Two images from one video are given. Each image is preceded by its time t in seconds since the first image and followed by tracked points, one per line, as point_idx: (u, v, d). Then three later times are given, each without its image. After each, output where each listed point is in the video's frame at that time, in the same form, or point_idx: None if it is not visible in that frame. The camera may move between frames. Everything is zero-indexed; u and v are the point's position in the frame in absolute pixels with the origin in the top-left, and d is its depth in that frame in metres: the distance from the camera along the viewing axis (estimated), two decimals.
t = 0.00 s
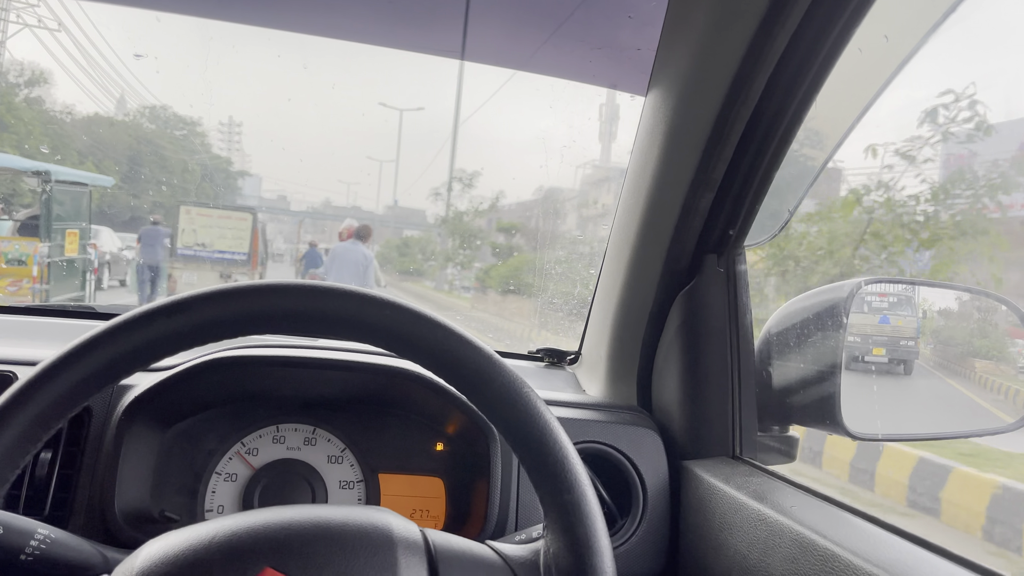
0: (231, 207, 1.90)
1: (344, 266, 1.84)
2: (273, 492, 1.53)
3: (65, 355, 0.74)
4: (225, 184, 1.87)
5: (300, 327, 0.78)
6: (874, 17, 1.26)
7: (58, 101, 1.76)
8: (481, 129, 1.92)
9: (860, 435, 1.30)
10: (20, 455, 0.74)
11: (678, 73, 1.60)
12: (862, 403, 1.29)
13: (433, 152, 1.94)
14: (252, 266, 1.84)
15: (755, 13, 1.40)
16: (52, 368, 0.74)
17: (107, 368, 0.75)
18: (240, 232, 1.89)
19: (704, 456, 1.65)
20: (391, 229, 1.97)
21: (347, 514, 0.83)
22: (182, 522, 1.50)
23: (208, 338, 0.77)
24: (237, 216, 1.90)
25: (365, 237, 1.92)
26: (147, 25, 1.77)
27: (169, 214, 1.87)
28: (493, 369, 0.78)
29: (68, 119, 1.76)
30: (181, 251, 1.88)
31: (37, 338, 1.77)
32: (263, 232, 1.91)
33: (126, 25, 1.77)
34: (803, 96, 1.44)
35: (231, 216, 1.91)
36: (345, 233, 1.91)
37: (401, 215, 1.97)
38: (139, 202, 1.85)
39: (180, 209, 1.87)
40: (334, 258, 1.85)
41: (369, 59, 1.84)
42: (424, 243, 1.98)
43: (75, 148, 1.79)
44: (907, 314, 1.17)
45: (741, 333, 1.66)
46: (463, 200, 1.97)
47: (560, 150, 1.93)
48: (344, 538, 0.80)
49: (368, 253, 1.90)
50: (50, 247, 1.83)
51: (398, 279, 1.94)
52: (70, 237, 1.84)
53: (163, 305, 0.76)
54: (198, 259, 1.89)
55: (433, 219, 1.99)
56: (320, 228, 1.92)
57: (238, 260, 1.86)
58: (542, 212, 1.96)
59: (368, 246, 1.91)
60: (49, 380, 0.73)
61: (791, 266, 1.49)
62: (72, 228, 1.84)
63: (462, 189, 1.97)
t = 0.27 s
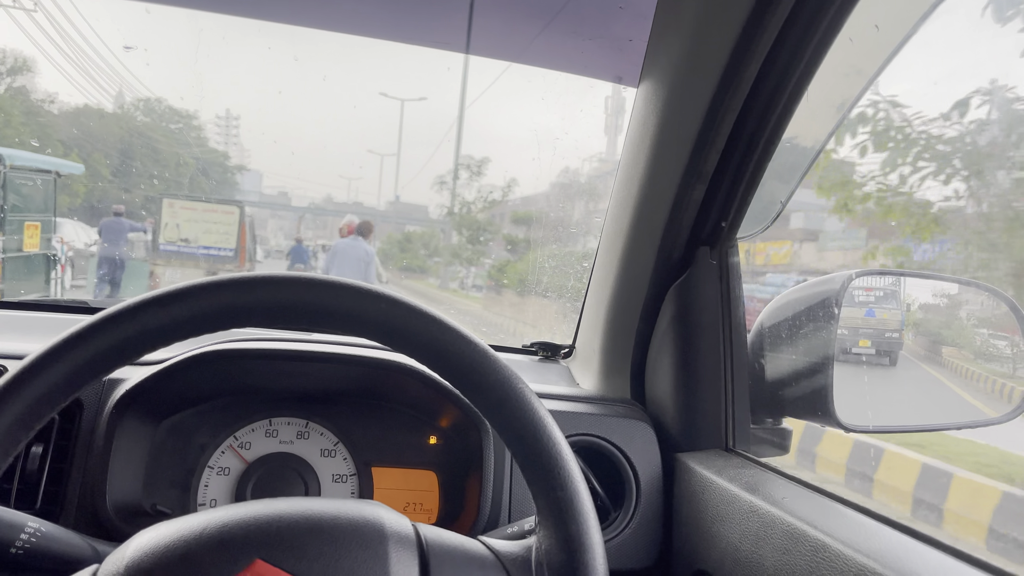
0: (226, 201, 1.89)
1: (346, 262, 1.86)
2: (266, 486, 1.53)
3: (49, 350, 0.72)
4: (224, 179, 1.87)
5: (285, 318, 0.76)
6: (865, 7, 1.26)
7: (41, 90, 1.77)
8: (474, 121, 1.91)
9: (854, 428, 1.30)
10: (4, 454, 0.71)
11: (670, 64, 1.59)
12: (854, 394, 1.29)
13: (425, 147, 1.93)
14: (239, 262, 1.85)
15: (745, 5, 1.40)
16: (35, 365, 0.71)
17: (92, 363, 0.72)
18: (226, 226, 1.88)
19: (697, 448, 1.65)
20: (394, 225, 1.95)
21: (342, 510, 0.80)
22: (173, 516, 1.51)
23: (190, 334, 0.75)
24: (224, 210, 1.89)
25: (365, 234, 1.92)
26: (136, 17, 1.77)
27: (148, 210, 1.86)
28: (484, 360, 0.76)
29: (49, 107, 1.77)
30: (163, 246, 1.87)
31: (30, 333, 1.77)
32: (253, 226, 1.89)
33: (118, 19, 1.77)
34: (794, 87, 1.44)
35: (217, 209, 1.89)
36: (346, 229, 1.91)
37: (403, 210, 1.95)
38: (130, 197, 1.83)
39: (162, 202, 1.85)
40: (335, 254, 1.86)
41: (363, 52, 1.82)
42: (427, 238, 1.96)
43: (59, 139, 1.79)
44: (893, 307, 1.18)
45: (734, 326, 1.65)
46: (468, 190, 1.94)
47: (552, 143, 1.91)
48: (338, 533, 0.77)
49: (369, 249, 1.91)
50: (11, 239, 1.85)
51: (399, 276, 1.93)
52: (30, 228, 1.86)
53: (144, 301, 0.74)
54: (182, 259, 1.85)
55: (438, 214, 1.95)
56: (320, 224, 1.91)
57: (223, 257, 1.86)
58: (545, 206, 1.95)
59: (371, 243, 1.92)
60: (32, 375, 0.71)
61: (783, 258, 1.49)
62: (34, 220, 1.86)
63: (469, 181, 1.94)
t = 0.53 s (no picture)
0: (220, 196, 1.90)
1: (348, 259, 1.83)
2: (263, 483, 1.53)
3: (40, 349, 0.71)
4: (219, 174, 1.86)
5: (276, 315, 0.76)
6: None
7: (20, 77, 1.80)
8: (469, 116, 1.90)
9: (851, 422, 1.30)
10: None
11: (665, 59, 1.58)
12: (850, 388, 1.29)
13: (420, 144, 1.92)
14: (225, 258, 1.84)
15: None
16: (25, 365, 0.70)
17: (83, 361, 0.72)
18: (211, 220, 1.89)
19: (694, 443, 1.65)
20: (394, 221, 1.95)
21: (339, 509, 0.80)
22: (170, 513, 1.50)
23: (181, 332, 0.75)
24: (208, 204, 1.89)
25: (365, 230, 1.92)
26: (128, 12, 1.75)
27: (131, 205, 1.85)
28: (480, 357, 0.75)
29: (28, 94, 1.79)
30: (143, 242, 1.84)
31: (25, 331, 1.77)
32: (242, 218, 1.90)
33: (110, 15, 1.76)
34: (789, 81, 1.43)
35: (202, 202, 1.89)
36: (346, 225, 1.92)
37: (403, 207, 1.95)
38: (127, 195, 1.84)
39: (140, 194, 1.84)
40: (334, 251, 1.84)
41: (356, 47, 1.81)
42: (429, 234, 1.96)
43: (40, 129, 1.80)
44: (882, 302, 1.20)
45: (730, 321, 1.65)
46: (476, 176, 1.94)
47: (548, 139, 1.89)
48: (335, 534, 0.77)
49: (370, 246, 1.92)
50: None
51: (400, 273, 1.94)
52: None
53: (133, 300, 0.73)
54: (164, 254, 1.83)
55: (439, 210, 1.95)
56: (320, 221, 1.93)
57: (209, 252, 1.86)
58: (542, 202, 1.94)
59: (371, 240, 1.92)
60: (22, 375, 0.70)
61: (780, 253, 1.49)
62: None
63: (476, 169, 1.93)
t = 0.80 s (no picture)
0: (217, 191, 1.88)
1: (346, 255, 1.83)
2: (263, 480, 1.53)
3: (41, 346, 0.71)
4: (213, 169, 1.85)
5: (277, 312, 0.76)
6: None
7: None
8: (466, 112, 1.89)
9: (851, 417, 1.29)
10: None
11: (664, 55, 1.58)
12: (850, 383, 1.29)
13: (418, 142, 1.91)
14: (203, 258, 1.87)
15: None
16: (27, 361, 0.71)
17: (84, 359, 0.72)
18: (188, 215, 1.89)
19: (694, 439, 1.65)
20: (394, 218, 1.95)
21: (337, 511, 0.80)
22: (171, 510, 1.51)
23: (182, 330, 0.74)
24: (185, 198, 1.88)
25: (362, 227, 1.93)
26: (124, 8, 1.75)
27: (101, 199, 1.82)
28: (482, 354, 0.76)
29: (5, 83, 1.76)
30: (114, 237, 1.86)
31: (25, 329, 1.77)
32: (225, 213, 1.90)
33: (107, 12, 1.75)
34: (788, 77, 1.43)
35: (179, 196, 1.88)
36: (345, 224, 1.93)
37: (403, 203, 1.94)
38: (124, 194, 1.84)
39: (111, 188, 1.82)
40: (330, 249, 1.83)
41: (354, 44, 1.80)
42: (430, 230, 1.96)
43: (19, 121, 1.78)
44: (875, 298, 1.21)
45: (729, 317, 1.66)
46: (485, 165, 1.92)
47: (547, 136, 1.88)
48: (337, 534, 0.77)
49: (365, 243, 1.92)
50: None
51: (400, 271, 1.95)
52: None
53: (133, 298, 0.73)
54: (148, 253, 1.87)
55: (438, 207, 1.95)
56: (320, 219, 1.94)
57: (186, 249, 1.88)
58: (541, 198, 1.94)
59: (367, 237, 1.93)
60: (25, 372, 0.70)
61: (779, 249, 1.48)
62: None
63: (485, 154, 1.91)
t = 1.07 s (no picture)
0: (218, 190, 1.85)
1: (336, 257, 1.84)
2: (267, 480, 1.53)
3: (48, 347, 0.71)
4: (205, 166, 1.82)
5: (282, 315, 0.76)
6: None
7: None
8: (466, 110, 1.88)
9: (853, 417, 1.29)
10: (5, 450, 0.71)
11: (667, 55, 1.58)
12: (854, 383, 1.29)
13: (418, 141, 1.91)
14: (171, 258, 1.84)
15: None
16: (33, 363, 0.71)
17: (90, 360, 0.72)
18: (157, 210, 1.86)
19: (697, 439, 1.65)
20: (392, 215, 1.95)
21: (339, 510, 0.80)
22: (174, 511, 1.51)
23: (188, 331, 0.75)
24: (153, 192, 1.85)
25: (353, 226, 1.92)
26: (127, 10, 1.75)
27: (65, 191, 1.80)
28: (487, 357, 0.76)
29: None
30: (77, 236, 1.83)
31: (28, 330, 1.77)
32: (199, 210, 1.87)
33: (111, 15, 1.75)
34: (791, 77, 1.43)
35: (149, 191, 1.85)
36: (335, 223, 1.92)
37: (402, 201, 1.95)
38: (127, 198, 1.84)
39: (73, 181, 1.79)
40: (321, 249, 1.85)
41: (354, 45, 1.80)
42: (431, 230, 1.96)
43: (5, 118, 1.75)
44: (873, 297, 1.22)
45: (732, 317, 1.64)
46: (498, 146, 1.90)
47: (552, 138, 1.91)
48: (342, 534, 0.77)
49: (358, 242, 1.91)
50: None
51: (402, 270, 1.94)
52: None
53: (139, 299, 0.73)
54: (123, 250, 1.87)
55: (438, 206, 1.96)
56: (319, 217, 1.92)
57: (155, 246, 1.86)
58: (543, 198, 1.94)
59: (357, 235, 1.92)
60: (32, 372, 0.71)
61: (781, 249, 1.48)
62: None
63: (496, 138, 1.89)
